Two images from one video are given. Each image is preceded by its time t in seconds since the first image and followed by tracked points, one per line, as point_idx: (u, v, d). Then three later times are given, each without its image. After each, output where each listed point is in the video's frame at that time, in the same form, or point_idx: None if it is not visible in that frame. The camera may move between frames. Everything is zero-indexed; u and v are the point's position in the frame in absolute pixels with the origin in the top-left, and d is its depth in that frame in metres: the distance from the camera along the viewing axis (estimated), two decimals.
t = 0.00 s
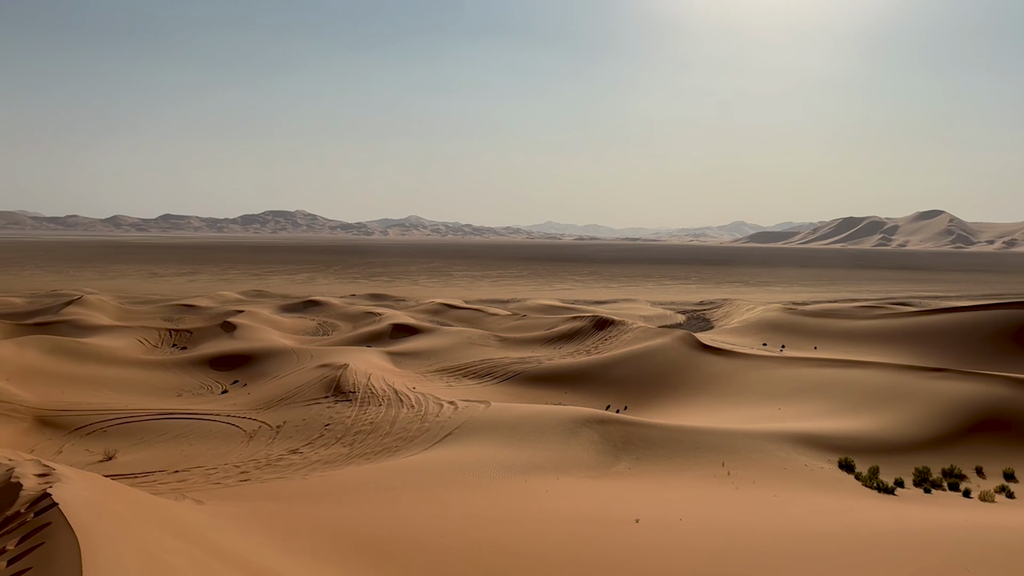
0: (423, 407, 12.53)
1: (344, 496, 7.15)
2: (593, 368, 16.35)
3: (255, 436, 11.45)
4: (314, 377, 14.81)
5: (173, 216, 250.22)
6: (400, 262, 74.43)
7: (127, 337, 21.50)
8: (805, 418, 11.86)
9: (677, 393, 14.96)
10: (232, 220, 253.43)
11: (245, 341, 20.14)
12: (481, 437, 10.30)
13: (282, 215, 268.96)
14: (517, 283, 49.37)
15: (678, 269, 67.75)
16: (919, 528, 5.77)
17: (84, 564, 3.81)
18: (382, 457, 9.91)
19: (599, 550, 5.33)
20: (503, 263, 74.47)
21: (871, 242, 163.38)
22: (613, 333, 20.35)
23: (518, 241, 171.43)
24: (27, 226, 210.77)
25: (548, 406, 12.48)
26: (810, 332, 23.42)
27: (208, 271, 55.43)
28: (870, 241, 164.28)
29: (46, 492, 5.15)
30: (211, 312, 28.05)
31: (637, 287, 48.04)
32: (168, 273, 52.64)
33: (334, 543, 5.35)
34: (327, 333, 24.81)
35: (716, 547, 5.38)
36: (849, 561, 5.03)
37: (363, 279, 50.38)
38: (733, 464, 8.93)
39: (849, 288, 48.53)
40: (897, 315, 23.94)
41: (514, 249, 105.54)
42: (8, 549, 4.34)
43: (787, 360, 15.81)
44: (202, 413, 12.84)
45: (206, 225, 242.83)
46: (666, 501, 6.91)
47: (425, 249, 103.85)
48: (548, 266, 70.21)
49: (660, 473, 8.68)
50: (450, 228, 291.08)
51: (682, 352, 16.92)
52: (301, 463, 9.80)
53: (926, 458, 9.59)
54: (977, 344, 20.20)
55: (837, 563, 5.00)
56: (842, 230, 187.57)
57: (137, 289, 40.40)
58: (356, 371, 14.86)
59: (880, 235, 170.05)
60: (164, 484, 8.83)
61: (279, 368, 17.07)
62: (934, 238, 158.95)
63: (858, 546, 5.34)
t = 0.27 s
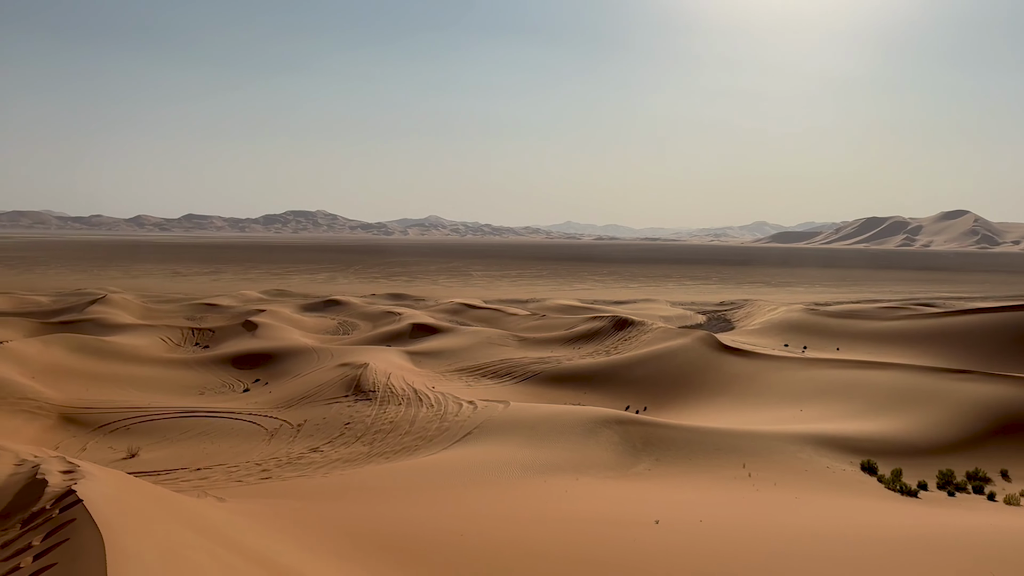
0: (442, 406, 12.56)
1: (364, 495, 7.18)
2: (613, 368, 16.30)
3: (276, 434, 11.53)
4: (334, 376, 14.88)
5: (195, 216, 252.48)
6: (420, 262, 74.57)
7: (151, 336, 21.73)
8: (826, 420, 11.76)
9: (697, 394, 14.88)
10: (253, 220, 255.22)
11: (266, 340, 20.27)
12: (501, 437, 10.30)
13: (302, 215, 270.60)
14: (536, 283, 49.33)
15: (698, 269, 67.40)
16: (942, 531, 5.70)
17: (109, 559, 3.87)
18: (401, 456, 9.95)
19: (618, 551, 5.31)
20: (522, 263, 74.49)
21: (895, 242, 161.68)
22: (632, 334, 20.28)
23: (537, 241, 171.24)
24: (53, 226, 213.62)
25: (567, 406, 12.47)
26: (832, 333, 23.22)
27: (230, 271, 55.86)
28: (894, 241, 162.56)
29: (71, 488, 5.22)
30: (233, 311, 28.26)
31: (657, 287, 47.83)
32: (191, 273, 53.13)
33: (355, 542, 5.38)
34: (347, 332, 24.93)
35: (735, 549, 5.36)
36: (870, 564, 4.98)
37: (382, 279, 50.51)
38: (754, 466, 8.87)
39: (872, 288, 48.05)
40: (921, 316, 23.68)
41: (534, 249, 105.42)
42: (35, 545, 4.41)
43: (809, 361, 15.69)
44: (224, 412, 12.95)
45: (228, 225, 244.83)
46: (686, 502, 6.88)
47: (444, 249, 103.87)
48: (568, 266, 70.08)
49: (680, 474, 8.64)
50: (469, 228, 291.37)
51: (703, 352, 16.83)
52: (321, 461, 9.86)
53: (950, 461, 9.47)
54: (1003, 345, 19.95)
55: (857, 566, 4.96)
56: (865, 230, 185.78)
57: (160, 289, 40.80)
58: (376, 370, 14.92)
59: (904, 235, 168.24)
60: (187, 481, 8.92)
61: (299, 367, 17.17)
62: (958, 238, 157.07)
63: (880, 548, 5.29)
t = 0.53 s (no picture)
0: (463, 406, 12.59)
1: (385, 493, 7.22)
2: (634, 369, 16.26)
3: (298, 433, 11.62)
4: (356, 376, 14.97)
5: (219, 216, 254.85)
6: (441, 262, 74.78)
7: (175, 335, 21.98)
8: (850, 422, 11.64)
9: (719, 395, 14.80)
10: (276, 220, 257.35)
11: (289, 339, 20.43)
12: (522, 436, 10.31)
13: (325, 215, 272.28)
14: (557, 283, 49.36)
15: (721, 269, 67.07)
16: (968, 535, 5.63)
17: (135, 555, 3.92)
18: (422, 455, 9.99)
19: (639, 552, 5.30)
20: (543, 262, 74.51)
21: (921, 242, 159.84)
22: (654, 334, 20.21)
23: (558, 241, 171.17)
24: (80, 226, 216.55)
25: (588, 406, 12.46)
26: (856, 334, 23.01)
27: (253, 271, 56.35)
28: (919, 241, 160.68)
29: (98, 485, 5.30)
30: (256, 310, 28.51)
31: (679, 287, 47.61)
32: (216, 273, 53.68)
33: (378, 539, 5.42)
34: (369, 331, 25.06)
35: (757, 550, 5.34)
36: (893, 567, 4.94)
37: (404, 279, 50.71)
38: (776, 468, 8.81)
39: (897, 289, 47.54)
40: (947, 317, 23.40)
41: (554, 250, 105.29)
42: (63, 540, 4.49)
43: (832, 363, 15.56)
44: (247, 410, 13.06)
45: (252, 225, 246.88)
46: (707, 503, 6.85)
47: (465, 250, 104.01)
48: (589, 266, 70.01)
49: (702, 475, 8.60)
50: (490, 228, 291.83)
51: (724, 353, 16.74)
52: (343, 460, 9.92)
53: (976, 465, 9.34)
54: None
55: (879, 569, 4.92)
56: (890, 231, 183.83)
57: (185, 288, 41.27)
58: (397, 369, 14.99)
59: (930, 236, 166.26)
60: (210, 479, 9.00)
61: (321, 366, 17.29)
62: (986, 238, 154.97)
63: (903, 552, 5.25)
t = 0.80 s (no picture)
0: (485, 406, 12.62)
1: (409, 492, 7.26)
2: (657, 369, 16.20)
3: (322, 431, 11.71)
4: (379, 375, 15.06)
5: (244, 216, 257.29)
6: (463, 261, 74.93)
7: (201, 333, 22.22)
8: (876, 424, 11.52)
9: (742, 396, 14.71)
10: (300, 220, 259.31)
11: (313, 338, 20.59)
12: (544, 436, 10.31)
13: (348, 216, 273.82)
14: (580, 283, 49.30)
15: (745, 269, 66.62)
16: (997, 539, 5.55)
17: (163, 552, 3.97)
18: (445, 455, 10.02)
19: (663, 553, 5.28)
20: (565, 262, 74.45)
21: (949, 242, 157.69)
22: (676, 335, 20.12)
23: (581, 241, 170.94)
24: (108, 227, 219.51)
25: (611, 407, 12.44)
26: (882, 335, 22.76)
27: (278, 270, 56.83)
28: (947, 241, 158.55)
29: (126, 482, 5.37)
30: (280, 309, 28.73)
31: (702, 287, 47.36)
32: (241, 272, 54.16)
33: (403, 538, 5.45)
34: (392, 331, 25.18)
35: (781, 553, 5.30)
36: (921, 570, 4.89)
37: (427, 279, 50.90)
38: (801, 469, 8.74)
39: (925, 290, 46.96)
40: (976, 317, 23.07)
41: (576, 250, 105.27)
42: (92, 536, 4.56)
43: (858, 364, 15.40)
44: (271, 408, 13.17)
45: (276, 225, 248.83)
46: (731, 505, 6.81)
47: (487, 250, 104.25)
48: (612, 265, 69.85)
49: (725, 477, 8.55)
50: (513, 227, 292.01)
51: (748, 354, 16.62)
52: (367, 459, 9.98)
53: (1006, 469, 9.20)
54: None
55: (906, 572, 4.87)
56: (917, 230, 181.53)
57: (210, 287, 41.70)
58: (420, 368, 15.05)
59: (958, 235, 163.96)
60: (236, 476, 9.09)
61: (345, 365, 17.40)
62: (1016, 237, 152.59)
63: (930, 555, 5.19)
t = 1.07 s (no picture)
0: (509, 405, 12.62)
1: (433, 491, 7.28)
2: (681, 369, 16.11)
3: (347, 430, 11.76)
4: (403, 374, 15.12)
5: (270, 216, 259.65)
6: (487, 261, 75.03)
7: (228, 332, 22.45)
8: (904, 427, 11.37)
9: (768, 397, 14.59)
10: (325, 220, 261.14)
11: (338, 337, 20.72)
12: (568, 436, 10.29)
13: (373, 216, 275.22)
14: (604, 283, 49.19)
15: (770, 269, 66.07)
16: None
17: (190, 547, 4.01)
18: (469, 454, 10.04)
19: (687, 555, 5.26)
20: (590, 262, 74.28)
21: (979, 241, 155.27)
22: (701, 335, 20.00)
23: (605, 241, 170.50)
24: (138, 227, 222.57)
25: (635, 407, 12.40)
26: (912, 336, 22.46)
27: (304, 270, 57.27)
28: (978, 241, 156.16)
29: (155, 479, 5.44)
30: (306, 309, 28.96)
31: (727, 287, 47.04)
32: (267, 272, 54.65)
33: (429, 537, 5.47)
34: (416, 330, 25.27)
35: (807, 556, 5.25)
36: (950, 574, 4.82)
37: (451, 279, 51.03)
38: (828, 472, 8.64)
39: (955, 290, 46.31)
40: (1008, 318, 22.68)
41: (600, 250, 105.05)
42: (122, 532, 4.61)
43: (886, 365, 15.22)
44: (297, 406, 13.26)
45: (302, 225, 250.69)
46: (757, 507, 6.76)
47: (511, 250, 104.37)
48: (636, 265, 69.59)
49: (751, 479, 8.48)
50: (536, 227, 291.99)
51: (775, 354, 16.46)
52: (391, 457, 10.02)
53: None
54: None
55: None
56: (946, 230, 178.93)
57: (237, 286, 42.13)
58: (444, 368, 15.09)
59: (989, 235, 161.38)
60: (262, 474, 9.16)
61: (369, 364, 17.49)
62: None
63: (960, 559, 5.11)
